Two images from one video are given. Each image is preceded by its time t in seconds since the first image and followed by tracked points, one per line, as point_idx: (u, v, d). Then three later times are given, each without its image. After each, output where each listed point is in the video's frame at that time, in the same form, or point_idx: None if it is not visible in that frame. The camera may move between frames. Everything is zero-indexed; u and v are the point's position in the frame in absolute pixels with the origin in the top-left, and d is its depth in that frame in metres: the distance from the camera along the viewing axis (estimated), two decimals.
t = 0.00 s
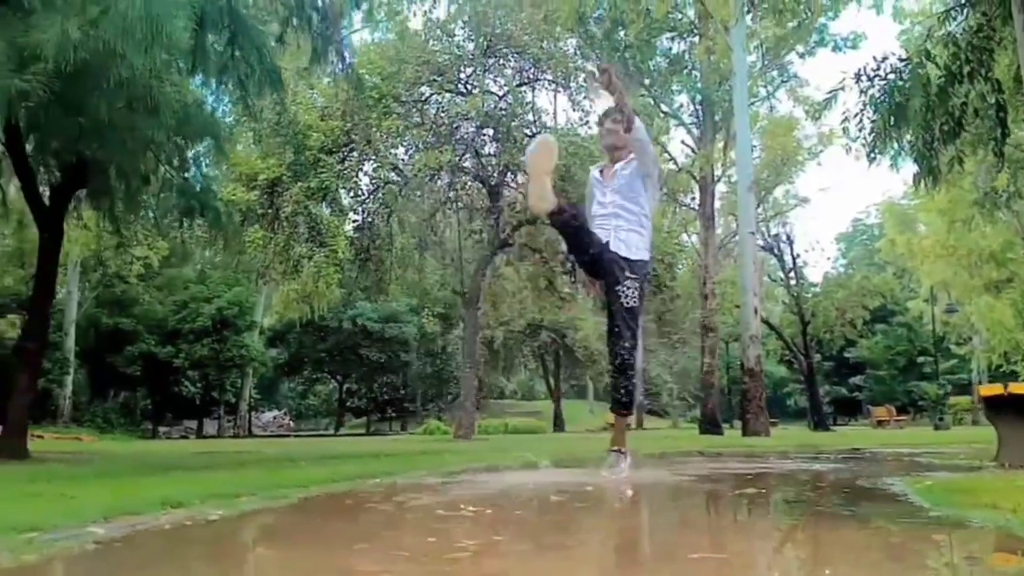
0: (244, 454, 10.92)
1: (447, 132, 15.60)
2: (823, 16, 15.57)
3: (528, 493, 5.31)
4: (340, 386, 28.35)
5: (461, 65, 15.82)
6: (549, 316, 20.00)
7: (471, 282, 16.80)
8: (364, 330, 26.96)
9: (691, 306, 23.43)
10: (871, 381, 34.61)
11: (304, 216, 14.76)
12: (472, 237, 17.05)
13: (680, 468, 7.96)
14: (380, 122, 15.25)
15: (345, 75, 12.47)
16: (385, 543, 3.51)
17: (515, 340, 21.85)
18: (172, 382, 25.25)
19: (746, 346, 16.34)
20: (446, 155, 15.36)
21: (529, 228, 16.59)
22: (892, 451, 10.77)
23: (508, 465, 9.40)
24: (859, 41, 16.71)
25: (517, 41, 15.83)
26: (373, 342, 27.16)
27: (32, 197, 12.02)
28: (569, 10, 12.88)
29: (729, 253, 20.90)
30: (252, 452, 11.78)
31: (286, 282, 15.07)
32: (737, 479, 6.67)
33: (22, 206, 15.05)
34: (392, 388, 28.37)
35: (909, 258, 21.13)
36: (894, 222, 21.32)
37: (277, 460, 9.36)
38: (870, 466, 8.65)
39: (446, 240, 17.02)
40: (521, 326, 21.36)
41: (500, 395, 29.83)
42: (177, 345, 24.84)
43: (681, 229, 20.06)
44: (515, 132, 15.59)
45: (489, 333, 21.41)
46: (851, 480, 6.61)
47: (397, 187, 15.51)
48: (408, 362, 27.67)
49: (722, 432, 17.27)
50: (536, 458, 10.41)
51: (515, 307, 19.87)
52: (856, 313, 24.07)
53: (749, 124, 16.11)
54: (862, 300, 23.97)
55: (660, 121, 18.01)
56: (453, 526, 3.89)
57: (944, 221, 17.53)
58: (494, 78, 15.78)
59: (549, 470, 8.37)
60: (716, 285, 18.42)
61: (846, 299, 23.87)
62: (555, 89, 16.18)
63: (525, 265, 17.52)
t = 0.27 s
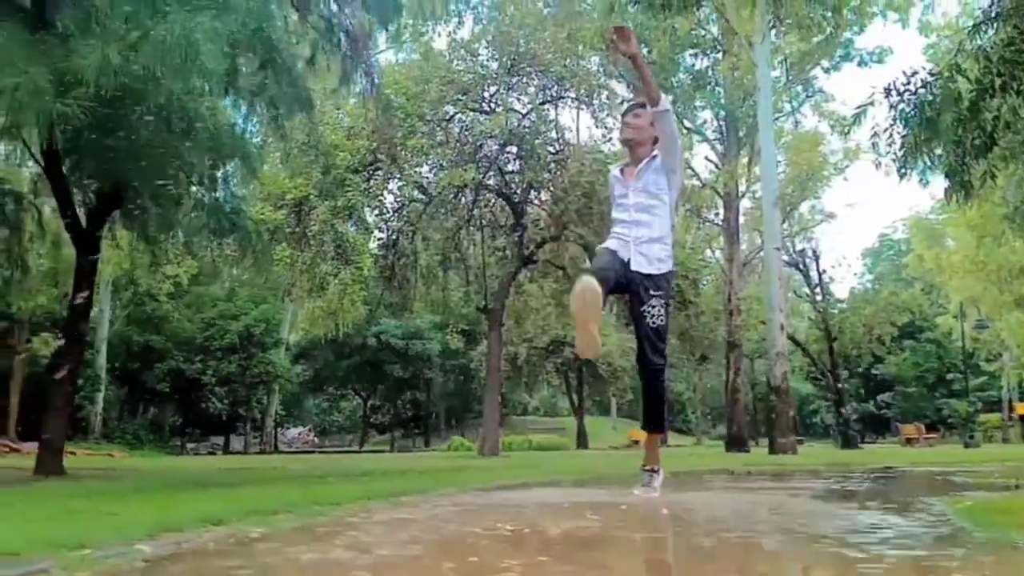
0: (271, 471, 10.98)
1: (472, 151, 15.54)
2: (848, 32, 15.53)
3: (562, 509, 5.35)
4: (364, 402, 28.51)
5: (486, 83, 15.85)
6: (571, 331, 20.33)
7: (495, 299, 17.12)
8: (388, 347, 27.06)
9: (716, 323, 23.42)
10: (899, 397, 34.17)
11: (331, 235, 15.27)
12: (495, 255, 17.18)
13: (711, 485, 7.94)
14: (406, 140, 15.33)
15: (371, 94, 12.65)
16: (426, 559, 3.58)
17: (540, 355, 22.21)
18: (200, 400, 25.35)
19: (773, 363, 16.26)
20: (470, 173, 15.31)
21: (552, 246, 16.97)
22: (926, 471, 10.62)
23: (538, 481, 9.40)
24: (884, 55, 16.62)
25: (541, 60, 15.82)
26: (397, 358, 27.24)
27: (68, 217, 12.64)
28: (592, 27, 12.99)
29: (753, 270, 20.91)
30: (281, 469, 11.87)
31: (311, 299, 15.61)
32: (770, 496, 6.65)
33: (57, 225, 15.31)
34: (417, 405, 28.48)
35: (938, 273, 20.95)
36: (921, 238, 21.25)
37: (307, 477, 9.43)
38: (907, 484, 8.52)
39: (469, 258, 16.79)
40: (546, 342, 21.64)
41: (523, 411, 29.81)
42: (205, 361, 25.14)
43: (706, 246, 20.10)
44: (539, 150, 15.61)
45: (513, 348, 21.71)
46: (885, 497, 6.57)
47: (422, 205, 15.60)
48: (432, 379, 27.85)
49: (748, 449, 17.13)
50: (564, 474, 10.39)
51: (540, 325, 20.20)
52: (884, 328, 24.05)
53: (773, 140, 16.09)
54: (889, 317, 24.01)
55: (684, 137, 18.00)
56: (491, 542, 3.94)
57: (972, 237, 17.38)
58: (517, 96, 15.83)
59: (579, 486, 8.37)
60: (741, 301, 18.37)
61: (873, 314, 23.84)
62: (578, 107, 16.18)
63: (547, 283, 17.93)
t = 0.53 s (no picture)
0: (293, 477, 11.21)
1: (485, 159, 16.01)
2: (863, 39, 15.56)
3: (584, 513, 5.50)
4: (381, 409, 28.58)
5: (501, 91, 16.06)
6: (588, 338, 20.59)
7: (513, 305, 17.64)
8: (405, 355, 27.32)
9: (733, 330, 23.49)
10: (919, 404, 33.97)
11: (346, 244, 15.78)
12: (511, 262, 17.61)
13: (727, 491, 8.05)
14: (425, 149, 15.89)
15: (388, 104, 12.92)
16: (456, 560, 3.75)
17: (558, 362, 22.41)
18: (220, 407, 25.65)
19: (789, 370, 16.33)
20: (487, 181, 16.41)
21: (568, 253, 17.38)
22: (943, 477, 10.67)
23: (557, 486, 9.59)
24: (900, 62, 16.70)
25: (557, 68, 15.62)
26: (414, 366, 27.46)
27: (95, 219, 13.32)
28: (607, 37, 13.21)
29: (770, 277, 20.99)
30: (304, 474, 12.08)
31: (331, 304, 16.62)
32: (788, 501, 6.78)
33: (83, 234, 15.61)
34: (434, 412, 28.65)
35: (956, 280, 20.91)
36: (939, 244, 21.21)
37: (329, 483, 9.64)
38: (923, 490, 8.59)
39: (486, 264, 17.35)
40: (563, 349, 21.84)
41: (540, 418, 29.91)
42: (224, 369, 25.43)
43: (722, 252, 20.22)
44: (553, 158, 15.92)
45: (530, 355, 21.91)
46: (902, 502, 6.68)
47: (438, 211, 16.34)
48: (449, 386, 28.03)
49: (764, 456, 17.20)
50: (584, 480, 10.56)
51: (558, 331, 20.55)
52: (902, 334, 24.02)
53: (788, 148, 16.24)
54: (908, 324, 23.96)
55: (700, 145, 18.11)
56: (506, 543, 4.13)
57: (990, 243, 17.32)
58: (532, 105, 16.31)
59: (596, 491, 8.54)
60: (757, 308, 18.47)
61: (891, 321, 23.80)
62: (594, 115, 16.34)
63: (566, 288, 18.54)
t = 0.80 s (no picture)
0: (303, 477, 11.26)
1: (494, 161, 16.30)
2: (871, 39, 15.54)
3: (590, 513, 5.44)
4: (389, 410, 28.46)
5: (509, 93, 16.17)
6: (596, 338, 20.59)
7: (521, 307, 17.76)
8: (413, 356, 27.41)
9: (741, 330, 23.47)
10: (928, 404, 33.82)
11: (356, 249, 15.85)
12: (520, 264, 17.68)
13: (736, 490, 8.06)
14: (432, 151, 16.08)
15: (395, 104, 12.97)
16: (454, 559, 3.67)
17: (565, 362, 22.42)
18: (229, 406, 26.30)
19: (798, 370, 16.31)
20: (494, 183, 16.29)
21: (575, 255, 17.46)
22: (953, 476, 10.64)
23: (566, 485, 9.60)
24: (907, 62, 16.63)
25: (563, 70, 15.93)
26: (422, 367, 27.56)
27: (98, 225, 12.87)
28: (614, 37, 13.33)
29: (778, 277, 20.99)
30: (311, 474, 12.07)
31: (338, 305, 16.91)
32: (795, 499, 6.79)
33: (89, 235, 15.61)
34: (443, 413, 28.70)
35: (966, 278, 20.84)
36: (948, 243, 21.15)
37: (337, 482, 9.68)
38: (932, 488, 8.58)
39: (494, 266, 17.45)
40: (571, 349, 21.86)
41: (548, 419, 29.93)
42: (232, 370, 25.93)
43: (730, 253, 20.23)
44: (560, 162, 16.40)
45: (537, 356, 21.94)
46: (912, 501, 6.62)
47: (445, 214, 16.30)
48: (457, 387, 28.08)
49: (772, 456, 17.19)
50: (592, 479, 10.59)
51: (565, 331, 20.54)
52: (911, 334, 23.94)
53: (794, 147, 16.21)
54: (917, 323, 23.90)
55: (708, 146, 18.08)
56: (512, 540, 4.16)
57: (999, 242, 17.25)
58: (539, 106, 16.29)
59: (604, 490, 8.57)
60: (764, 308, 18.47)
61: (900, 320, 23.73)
62: (602, 115, 16.40)
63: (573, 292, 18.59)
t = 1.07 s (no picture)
0: (311, 476, 11.31)
1: (502, 161, 16.57)
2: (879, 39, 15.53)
3: (599, 512, 5.45)
4: (397, 409, 28.48)
5: (516, 93, 16.30)
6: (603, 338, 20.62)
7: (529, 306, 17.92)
8: (420, 356, 27.54)
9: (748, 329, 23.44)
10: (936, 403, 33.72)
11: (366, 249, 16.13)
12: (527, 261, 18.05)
13: (743, 489, 8.08)
14: (440, 151, 16.26)
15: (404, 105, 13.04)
16: (468, 559, 3.68)
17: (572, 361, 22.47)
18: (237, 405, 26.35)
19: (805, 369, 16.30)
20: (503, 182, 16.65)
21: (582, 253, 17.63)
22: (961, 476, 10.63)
23: (574, 484, 9.64)
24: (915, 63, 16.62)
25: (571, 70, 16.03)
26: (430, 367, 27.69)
27: (108, 226, 12.75)
28: (622, 39, 13.36)
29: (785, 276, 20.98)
30: (320, 473, 12.12)
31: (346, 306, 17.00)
32: (801, 498, 6.82)
33: (99, 235, 15.65)
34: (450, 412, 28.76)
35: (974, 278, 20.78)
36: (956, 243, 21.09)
37: (345, 481, 9.73)
38: (940, 487, 8.58)
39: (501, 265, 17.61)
40: (578, 348, 21.92)
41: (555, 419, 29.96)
42: (241, 370, 26.10)
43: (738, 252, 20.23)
44: (570, 161, 16.64)
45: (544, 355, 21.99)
46: (918, 501, 6.62)
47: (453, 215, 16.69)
48: (464, 386, 28.14)
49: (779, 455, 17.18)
50: (599, 477, 10.62)
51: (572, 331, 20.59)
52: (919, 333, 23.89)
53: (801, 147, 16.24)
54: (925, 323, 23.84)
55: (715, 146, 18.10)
56: (518, 539, 4.20)
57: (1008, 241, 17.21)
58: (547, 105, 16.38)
59: (612, 489, 8.60)
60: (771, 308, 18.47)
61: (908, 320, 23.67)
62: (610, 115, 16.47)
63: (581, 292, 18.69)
